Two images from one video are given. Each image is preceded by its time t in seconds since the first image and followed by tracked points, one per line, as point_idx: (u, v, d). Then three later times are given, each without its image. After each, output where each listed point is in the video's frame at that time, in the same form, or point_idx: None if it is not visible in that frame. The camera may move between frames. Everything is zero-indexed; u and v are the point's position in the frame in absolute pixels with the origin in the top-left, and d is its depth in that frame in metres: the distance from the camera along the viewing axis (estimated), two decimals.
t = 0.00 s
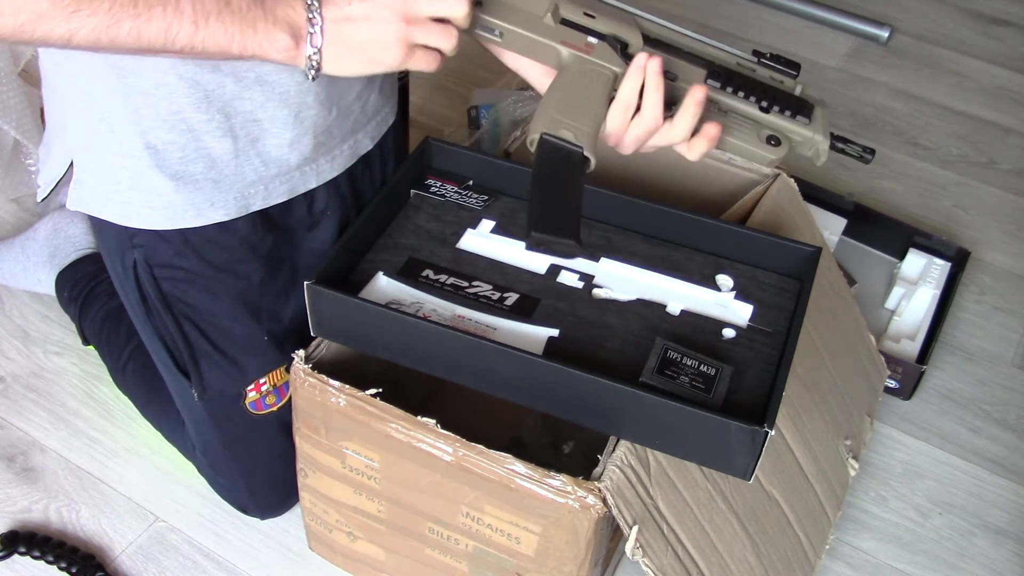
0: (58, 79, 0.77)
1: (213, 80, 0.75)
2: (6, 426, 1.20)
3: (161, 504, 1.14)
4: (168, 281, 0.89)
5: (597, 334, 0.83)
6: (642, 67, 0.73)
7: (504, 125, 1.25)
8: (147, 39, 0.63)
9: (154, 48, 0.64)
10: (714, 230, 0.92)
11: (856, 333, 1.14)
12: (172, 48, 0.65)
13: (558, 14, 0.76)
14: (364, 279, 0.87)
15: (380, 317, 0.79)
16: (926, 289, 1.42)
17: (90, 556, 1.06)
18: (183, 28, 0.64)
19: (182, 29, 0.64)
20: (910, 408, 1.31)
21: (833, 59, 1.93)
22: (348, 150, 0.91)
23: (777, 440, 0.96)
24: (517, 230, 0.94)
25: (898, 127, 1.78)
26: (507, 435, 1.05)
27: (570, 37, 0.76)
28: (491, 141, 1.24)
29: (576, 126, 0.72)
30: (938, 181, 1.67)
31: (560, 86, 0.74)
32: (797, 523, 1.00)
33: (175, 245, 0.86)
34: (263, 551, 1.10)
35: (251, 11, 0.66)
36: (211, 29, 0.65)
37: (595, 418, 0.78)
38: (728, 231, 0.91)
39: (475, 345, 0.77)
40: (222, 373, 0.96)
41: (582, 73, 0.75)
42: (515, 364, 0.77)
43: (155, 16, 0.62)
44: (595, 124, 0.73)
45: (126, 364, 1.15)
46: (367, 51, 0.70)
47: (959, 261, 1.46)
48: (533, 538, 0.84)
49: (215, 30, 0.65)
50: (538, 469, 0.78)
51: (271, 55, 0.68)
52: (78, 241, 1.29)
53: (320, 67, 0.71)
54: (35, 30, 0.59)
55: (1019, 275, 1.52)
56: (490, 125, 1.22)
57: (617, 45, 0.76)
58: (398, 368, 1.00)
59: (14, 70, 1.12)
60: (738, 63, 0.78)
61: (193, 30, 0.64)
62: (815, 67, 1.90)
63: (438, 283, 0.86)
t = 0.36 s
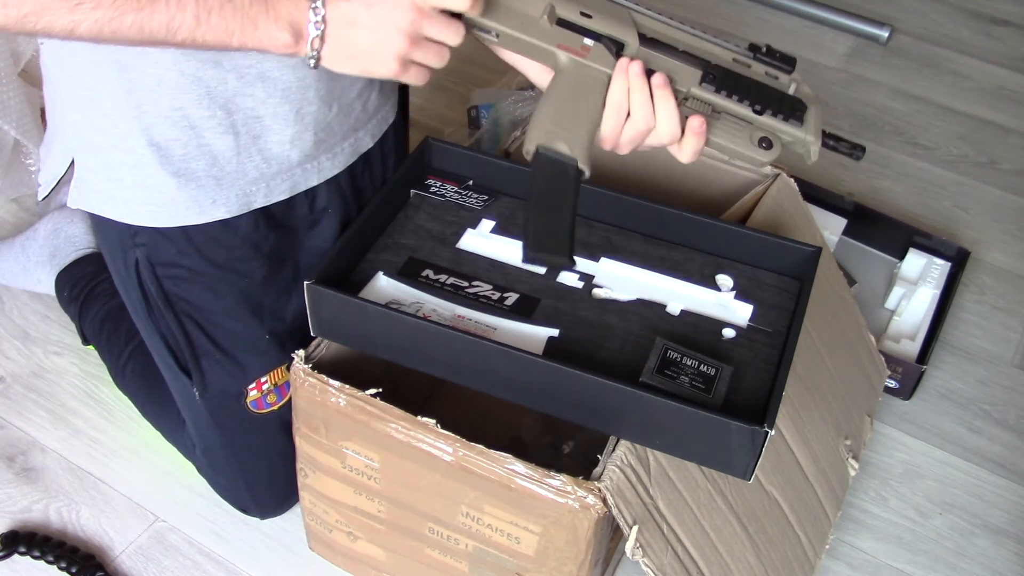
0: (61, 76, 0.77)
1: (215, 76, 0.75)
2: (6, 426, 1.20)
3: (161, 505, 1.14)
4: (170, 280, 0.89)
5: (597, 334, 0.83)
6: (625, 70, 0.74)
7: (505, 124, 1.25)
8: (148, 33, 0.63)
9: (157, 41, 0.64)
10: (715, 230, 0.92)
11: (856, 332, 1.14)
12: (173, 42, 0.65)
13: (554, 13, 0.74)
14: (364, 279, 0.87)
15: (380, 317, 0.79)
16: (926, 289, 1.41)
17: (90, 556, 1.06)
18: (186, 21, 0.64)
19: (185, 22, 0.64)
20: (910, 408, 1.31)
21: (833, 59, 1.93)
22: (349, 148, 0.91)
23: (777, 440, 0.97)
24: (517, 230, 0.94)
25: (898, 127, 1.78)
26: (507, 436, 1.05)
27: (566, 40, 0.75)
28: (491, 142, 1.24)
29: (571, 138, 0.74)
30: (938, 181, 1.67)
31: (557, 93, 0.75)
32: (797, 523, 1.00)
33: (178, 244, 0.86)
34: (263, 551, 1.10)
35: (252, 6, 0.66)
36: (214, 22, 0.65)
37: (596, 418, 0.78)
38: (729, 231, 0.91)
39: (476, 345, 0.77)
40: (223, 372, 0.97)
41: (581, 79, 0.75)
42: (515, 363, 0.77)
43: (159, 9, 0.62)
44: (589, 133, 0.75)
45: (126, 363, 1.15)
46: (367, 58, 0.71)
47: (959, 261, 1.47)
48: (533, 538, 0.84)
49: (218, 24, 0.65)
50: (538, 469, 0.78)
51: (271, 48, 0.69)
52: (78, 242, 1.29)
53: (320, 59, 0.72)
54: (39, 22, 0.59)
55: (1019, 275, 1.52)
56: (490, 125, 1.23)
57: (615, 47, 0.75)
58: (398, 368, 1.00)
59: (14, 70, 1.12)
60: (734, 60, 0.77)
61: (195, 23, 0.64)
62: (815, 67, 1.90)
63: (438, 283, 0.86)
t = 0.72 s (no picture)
0: (62, 75, 0.76)
1: (218, 75, 0.75)
2: (6, 426, 1.20)
3: (161, 504, 1.14)
4: (172, 280, 0.89)
5: (598, 334, 0.83)
6: (627, 88, 0.76)
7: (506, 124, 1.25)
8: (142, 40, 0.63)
9: (151, 48, 0.64)
10: (715, 230, 0.92)
11: (856, 332, 1.14)
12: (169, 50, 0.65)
13: (560, 24, 0.74)
14: (365, 279, 0.87)
15: (381, 317, 0.79)
16: (926, 289, 1.41)
17: (90, 556, 1.06)
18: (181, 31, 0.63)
19: (180, 31, 0.63)
20: (910, 408, 1.31)
21: (833, 59, 1.93)
22: (350, 147, 0.91)
23: (777, 440, 0.97)
24: (518, 230, 0.94)
25: (898, 127, 1.78)
26: (508, 436, 1.05)
27: (572, 52, 0.75)
28: (492, 142, 1.24)
29: (577, 157, 0.78)
30: (938, 181, 1.67)
31: (562, 106, 0.77)
32: (797, 523, 1.00)
33: (180, 243, 0.86)
34: (263, 551, 1.10)
35: (250, 18, 0.65)
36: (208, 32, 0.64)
37: (596, 418, 0.78)
38: (730, 232, 0.91)
39: (476, 345, 0.77)
40: (225, 372, 0.97)
41: (586, 94, 0.76)
42: (515, 363, 0.77)
43: (153, 17, 0.62)
44: (593, 145, 0.78)
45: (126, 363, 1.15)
46: (368, 72, 0.71)
47: (959, 261, 1.46)
48: (533, 538, 0.84)
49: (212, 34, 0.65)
50: (538, 469, 0.78)
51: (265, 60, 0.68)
52: (77, 242, 1.29)
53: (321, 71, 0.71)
54: (30, 25, 0.58)
55: (1019, 275, 1.52)
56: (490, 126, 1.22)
57: (620, 58, 0.75)
58: (398, 368, 1.00)
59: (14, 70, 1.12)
60: (733, 59, 0.78)
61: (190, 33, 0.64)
62: (815, 67, 1.90)
63: (439, 283, 0.86)
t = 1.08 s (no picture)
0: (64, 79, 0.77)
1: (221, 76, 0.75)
2: (6, 426, 1.20)
3: (161, 504, 1.14)
4: (173, 280, 0.89)
5: (598, 334, 0.83)
6: (603, 93, 0.77)
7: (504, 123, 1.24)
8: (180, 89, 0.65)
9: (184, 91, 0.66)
10: (715, 231, 0.92)
11: (856, 333, 1.14)
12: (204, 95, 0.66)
13: (535, 27, 0.75)
14: (365, 279, 0.87)
15: (381, 317, 0.79)
16: (926, 289, 1.41)
17: (90, 556, 1.06)
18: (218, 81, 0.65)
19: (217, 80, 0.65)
20: (910, 408, 1.31)
21: (833, 59, 1.93)
22: (351, 147, 0.91)
23: (777, 440, 0.96)
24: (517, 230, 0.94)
25: (898, 127, 1.78)
26: (508, 436, 1.05)
27: (548, 56, 0.76)
28: (491, 142, 1.24)
29: (547, 162, 0.80)
30: (938, 181, 1.67)
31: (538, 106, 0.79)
32: (797, 523, 1.00)
33: (182, 244, 0.86)
34: (263, 551, 1.10)
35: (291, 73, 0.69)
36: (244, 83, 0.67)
37: (596, 418, 0.78)
38: (730, 232, 0.91)
39: (476, 345, 0.77)
40: (227, 373, 0.97)
41: (561, 99, 0.77)
42: (515, 363, 0.77)
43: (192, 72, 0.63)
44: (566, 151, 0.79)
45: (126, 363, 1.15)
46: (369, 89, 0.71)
47: (959, 261, 1.47)
48: (533, 538, 0.84)
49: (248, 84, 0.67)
50: (537, 469, 0.78)
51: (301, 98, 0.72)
52: (77, 242, 1.29)
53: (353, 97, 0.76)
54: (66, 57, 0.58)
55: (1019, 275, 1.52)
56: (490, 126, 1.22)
57: (596, 63, 0.76)
58: (399, 368, 1.00)
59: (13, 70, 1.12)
60: (725, 66, 0.75)
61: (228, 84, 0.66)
62: (815, 67, 1.90)
63: (438, 283, 0.86)
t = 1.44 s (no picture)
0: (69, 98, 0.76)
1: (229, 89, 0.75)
2: (6, 426, 1.20)
3: (161, 504, 1.14)
4: (181, 283, 0.88)
5: (599, 334, 0.83)
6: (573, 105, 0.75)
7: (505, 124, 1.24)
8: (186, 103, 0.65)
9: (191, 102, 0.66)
10: (714, 231, 0.92)
11: (857, 332, 1.14)
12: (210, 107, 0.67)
13: (522, 23, 0.72)
14: (365, 279, 0.87)
15: (383, 318, 0.79)
16: (926, 289, 1.41)
17: (90, 556, 1.06)
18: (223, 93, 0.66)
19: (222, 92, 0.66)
20: (910, 408, 1.31)
21: (833, 59, 1.93)
22: (359, 146, 0.91)
23: (777, 440, 0.96)
24: (518, 231, 0.94)
25: (898, 127, 1.78)
26: (508, 435, 1.05)
27: (530, 56, 0.74)
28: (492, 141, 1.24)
29: (503, 159, 0.79)
30: (938, 181, 1.67)
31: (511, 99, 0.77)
32: (797, 523, 1.00)
33: (191, 248, 0.85)
34: (263, 551, 1.10)
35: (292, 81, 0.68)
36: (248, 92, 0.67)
37: (597, 419, 0.78)
38: (730, 232, 0.91)
39: (477, 346, 0.77)
40: (232, 375, 0.97)
41: (534, 102, 0.76)
42: (517, 364, 0.77)
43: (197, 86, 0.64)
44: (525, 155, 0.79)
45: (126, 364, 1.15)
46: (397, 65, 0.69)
47: (959, 261, 1.45)
48: (533, 538, 0.84)
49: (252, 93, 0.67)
50: (538, 469, 0.78)
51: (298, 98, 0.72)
52: (77, 242, 1.29)
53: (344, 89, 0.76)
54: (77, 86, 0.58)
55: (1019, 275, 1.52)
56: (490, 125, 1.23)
57: (575, 75, 0.74)
58: (399, 368, 1.00)
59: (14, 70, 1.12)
60: (703, 107, 0.74)
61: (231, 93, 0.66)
62: (815, 67, 1.90)
63: (439, 283, 0.86)
